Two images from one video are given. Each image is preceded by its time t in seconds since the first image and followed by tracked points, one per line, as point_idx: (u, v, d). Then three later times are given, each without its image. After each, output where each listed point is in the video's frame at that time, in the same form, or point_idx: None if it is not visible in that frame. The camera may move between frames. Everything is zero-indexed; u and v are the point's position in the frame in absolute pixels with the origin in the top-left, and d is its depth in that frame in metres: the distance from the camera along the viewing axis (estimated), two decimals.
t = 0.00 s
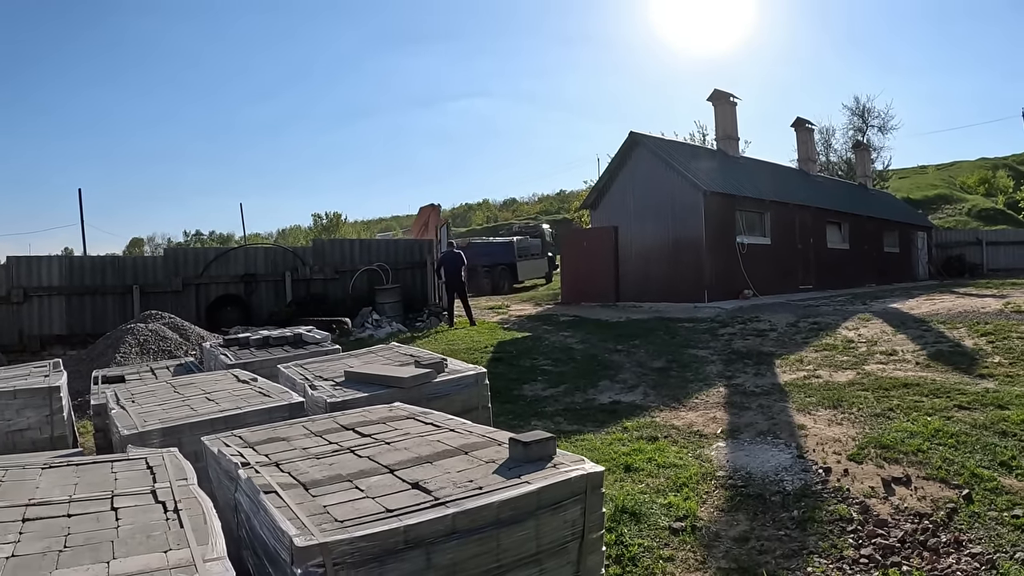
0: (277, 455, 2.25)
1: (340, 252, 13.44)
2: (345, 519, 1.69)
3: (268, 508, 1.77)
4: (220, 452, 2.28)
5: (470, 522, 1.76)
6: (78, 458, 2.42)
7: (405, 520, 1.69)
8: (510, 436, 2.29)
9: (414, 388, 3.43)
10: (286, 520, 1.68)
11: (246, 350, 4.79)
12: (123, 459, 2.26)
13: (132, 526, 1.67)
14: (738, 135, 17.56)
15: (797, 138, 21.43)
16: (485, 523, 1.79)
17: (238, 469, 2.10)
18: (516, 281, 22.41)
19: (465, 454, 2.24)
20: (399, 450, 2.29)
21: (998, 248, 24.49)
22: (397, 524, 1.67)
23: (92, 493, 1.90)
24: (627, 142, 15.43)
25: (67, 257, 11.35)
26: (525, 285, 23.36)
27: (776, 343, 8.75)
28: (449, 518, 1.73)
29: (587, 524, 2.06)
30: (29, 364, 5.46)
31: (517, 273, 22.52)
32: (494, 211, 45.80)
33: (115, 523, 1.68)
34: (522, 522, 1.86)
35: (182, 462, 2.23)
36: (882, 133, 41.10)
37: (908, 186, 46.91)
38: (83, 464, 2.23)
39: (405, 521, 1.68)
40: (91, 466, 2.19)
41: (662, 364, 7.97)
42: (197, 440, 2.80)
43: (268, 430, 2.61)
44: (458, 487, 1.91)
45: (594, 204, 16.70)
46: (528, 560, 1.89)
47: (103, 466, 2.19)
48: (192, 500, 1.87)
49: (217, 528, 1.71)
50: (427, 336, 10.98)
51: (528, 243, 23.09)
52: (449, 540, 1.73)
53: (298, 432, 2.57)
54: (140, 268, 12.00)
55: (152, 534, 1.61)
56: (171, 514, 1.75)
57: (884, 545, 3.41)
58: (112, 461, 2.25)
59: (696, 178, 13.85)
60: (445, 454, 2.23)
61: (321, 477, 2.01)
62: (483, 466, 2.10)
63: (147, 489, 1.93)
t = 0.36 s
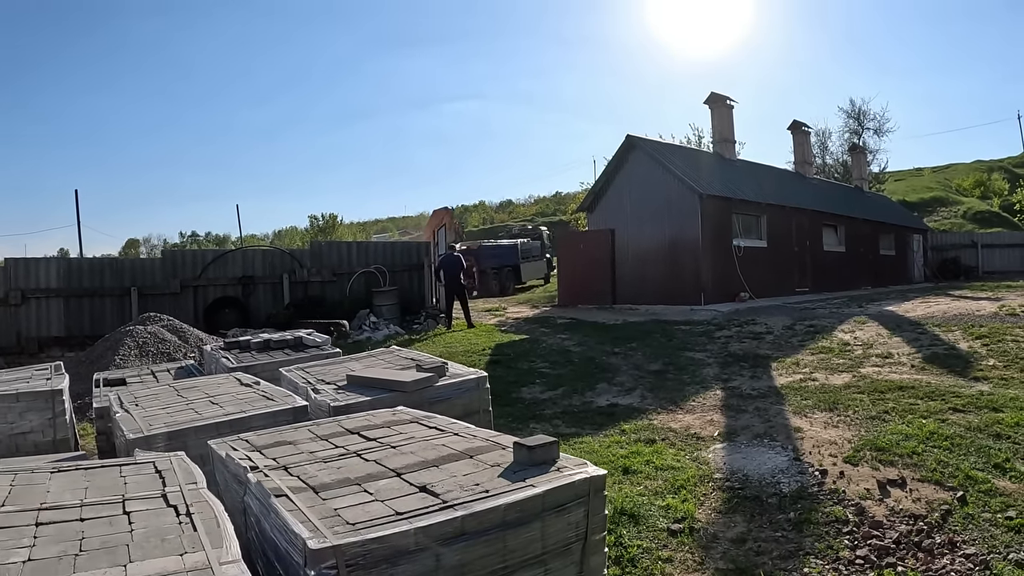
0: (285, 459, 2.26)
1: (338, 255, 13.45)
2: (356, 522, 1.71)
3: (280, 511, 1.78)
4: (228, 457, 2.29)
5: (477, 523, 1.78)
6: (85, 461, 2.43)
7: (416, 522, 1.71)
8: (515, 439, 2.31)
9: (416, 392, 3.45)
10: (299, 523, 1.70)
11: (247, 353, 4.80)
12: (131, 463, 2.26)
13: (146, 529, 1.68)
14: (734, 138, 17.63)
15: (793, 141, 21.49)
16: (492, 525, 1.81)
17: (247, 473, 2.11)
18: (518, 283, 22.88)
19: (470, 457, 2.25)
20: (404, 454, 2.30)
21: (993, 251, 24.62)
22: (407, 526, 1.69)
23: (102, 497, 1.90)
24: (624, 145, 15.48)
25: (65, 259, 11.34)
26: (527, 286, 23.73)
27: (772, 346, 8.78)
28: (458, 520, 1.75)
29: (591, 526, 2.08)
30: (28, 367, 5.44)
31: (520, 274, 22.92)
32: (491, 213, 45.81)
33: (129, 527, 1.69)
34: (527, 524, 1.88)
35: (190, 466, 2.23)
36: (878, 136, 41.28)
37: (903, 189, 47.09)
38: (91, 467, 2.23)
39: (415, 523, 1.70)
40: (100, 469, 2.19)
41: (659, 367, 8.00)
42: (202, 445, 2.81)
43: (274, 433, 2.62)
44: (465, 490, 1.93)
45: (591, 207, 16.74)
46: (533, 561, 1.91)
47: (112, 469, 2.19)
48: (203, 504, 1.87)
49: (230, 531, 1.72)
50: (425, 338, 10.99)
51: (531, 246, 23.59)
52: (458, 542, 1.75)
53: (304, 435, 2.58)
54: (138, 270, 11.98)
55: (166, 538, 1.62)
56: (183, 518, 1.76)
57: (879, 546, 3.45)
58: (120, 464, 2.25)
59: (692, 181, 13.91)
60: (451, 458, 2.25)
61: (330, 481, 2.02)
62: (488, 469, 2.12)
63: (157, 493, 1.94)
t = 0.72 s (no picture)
0: (301, 465, 2.25)
1: (338, 256, 13.44)
2: (381, 531, 1.70)
3: (302, 519, 1.77)
4: (242, 463, 2.28)
5: (502, 531, 1.78)
6: (96, 467, 2.42)
7: (441, 531, 1.71)
8: (533, 445, 2.30)
9: (426, 396, 3.44)
10: (322, 532, 1.69)
11: (251, 355, 4.79)
12: (142, 470, 2.25)
13: (164, 539, 1.67)
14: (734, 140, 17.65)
15: (793, 143, 21.52)
16: (516, 532, 1.81)
17: (264, 480, 2.10)
18: (524, 284, 23.22)
19: (489, 464, 2.25)
20: (422, 460, 2.30)
21: (991, 253, 24.68)
22: (433, 535, 1.68)
23: (117, 505, 1.89)
24: (625, 148, 15.49)
25: (64, 259, 11.31)
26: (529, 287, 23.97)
27: (774, 349, 8.79)
28: (483, 528, 1.75)
29: (612, 532, 2.08)
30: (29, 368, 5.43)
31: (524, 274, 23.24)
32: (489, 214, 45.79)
33: (147, 537, 1.68)
34: (550, 531, 1.88)
35: (204, 472, 2.22)
36: (876, 138, 41.37)
37: (901, 190, 47.19)
38: (101, 474, 2.21)
39: (440, 532, 1.69)
40: (111, 476, 2.18)
41: (662, 369, 8.00)
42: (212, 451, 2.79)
43: (287, 439, 2.61)
44: (487, 497, 1.93)
45: (592, 209, 16.74)
46: (555, 568, 1.91)
47: (124, 476, 2.18)
48: (221, 512, 1.87)
49: (250, 541, 1.72)
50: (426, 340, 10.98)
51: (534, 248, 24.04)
52: (483, 550, 1.75)
53: (318, 441, 2.57)
54: (137, 271, 11.95)
55: (187, 548, 1.62)
56: (202, 527, 1.75)
57: (887, 548, 3.46)
58: (131, 471, 2.24)
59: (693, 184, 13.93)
60: (469, 464, 2.24)
61: (349, 488, 2.02)
62: (509, 475, 2.12)
63: (172, 501, 1.93)
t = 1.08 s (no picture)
0: (316, 464, 2.24)
1: (337, 257, 13.42)
2: (405, 529, 1.69)
3: (323, 518, 1.77)
4: (256, 463, 2.27)
5: (527, 528, 1.78)
6: (106, 467, 2.42)
7: (467, 529, 1.70)
8: (551, 443, 2.30)
9: (436, 395, 3.44)
10: (346, 530, 1.68)
11: (255, 355, 4.77)
12: (153, 470, 2.24)
13: (182, 539, 1.66)
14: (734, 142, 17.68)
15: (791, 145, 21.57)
16: (540, 529, 1.81)
17: (279, 480, 2.09)
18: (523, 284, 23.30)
19: (508, 462, 2.24)
20: (439, 458, 2.29)
21: (988, 255, 24.75)
22: (459, 533, 1.68)
23: (129, 506, 1.88)
24: (625, 149, 15.50)
25: (62, 259, 11.29)
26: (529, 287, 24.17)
27: (775, 349, 8.80)
28: (508, 526, 1.74)
29: (633, 529, 2.08)
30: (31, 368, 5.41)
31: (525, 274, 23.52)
32: (486, 216, 45.79)
33: (163, 538, 1.68)
34: (574, 527, 1.88)
35: (216, 472, 2.21)
36: (872, 140, 41.50)
37: (898, 193, 47.33)
38: (111, 474, 2.20)
39: (466, 530, 1.69)
40: (122, 476, 2.17)
41: (663, 370, 8.01)
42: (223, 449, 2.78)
43: (300, 438, 2.60)
44: (510, 495, 1.92)
45: (591, 211, 16.75)
46: (579, 565, 1.91)
47: (134, 476, 2.17)
48: (238, 512, 1.86)
49: (271, 541, 1.71)
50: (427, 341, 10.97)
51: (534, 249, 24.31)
52: (508, 547, 1.74)
53: (331, 440, 2.56)
54: (136, 271, 11.93)
55: (206, 549, 1.61)
56: (220, 527, 1.74)
57: (896, 546, 3.46)
58: (141, 471, 2.23)
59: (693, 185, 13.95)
60: (488, 462, 2.23)
61: (368, 487, 2.01)
62: (530, 473, 2.12)
63: (187, 501, 1.92)
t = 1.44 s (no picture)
0: (329, 463, 2.24)
1: (338, 257, 13.43)
2: (425, 527, 1.70)
3: (341, 517, 1.77)
4: (269, 462, 2.28)
5: (545, 526, 1.78)
6: (115, 466, 2.42)
7: (486, 526, 1.71)
8: (565, 441, 2.31)
9: (445, 395, 3.44)
10: (365, 529, 1.69)
11: (260, 355, 4.78)
12: (164, 469, 2.24)
13: (199, 539, 1.67)
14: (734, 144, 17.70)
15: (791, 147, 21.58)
16: (558, 527, 1.81)
17: (293, 479, 2.09)
18: (524, 284, 23.35)
19: (522, 460, 2.25)
20: (453, 457, 2.30)
21: (988, 256, 24.78)
22: (479, 530, 1.68)
23: (142, 505, 1.88)
24: (626, 150, 15.50)
25: (63, 259, 11.29)
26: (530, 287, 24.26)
27: (777, 350, 8.81)
28: (527, 524, 1.75)
29: (648, 526, 2.09)
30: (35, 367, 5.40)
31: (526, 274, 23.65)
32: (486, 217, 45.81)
33: (179, 537, 1.68)
34: (591, 525, 1.89)
35: (229, 471, 2.22)
36: (872, 142, 41.57)
37: (898, 194, 47.37)
38: (122, 474, 2.21)
39: (486, 528, 1.69)
40: (133, 475, 2.18)
41: (666, 371, 8.02)
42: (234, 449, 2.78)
43: (311, 437, 2.61)
44: (527, 493, 1.93)
45: (592, 212, 16.75)
46: (596, 563, 1.91)
47: (146, 476, 2.17)
48: (253, 511, 1.86)
49: (288, 540, 1.71)
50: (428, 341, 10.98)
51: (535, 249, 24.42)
52: (526, 544, 1.75)
53: (343, 439, 2.56)
54: (138, 271, 11.94)
55: (224, 548, 1.61)
56: (236, 526, 1.75)
57: (902, 545, 3.46)
58: (153, 470, 2.23)
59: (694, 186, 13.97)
60: (502, 461, 2.24)
61: (384, 486, 2.01)
62: (545, 471, 2.12)
63: (200, 501, 1.92)
